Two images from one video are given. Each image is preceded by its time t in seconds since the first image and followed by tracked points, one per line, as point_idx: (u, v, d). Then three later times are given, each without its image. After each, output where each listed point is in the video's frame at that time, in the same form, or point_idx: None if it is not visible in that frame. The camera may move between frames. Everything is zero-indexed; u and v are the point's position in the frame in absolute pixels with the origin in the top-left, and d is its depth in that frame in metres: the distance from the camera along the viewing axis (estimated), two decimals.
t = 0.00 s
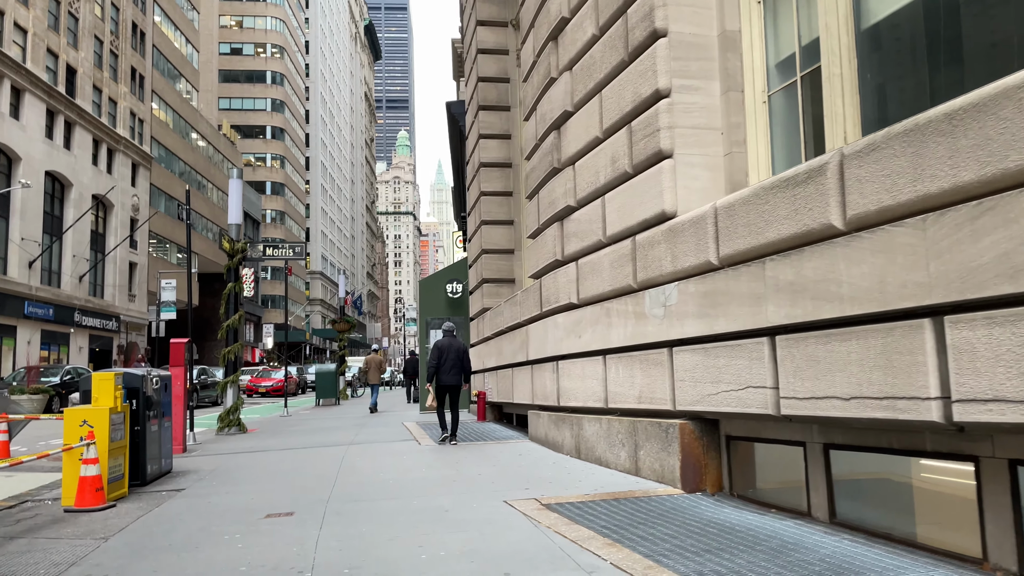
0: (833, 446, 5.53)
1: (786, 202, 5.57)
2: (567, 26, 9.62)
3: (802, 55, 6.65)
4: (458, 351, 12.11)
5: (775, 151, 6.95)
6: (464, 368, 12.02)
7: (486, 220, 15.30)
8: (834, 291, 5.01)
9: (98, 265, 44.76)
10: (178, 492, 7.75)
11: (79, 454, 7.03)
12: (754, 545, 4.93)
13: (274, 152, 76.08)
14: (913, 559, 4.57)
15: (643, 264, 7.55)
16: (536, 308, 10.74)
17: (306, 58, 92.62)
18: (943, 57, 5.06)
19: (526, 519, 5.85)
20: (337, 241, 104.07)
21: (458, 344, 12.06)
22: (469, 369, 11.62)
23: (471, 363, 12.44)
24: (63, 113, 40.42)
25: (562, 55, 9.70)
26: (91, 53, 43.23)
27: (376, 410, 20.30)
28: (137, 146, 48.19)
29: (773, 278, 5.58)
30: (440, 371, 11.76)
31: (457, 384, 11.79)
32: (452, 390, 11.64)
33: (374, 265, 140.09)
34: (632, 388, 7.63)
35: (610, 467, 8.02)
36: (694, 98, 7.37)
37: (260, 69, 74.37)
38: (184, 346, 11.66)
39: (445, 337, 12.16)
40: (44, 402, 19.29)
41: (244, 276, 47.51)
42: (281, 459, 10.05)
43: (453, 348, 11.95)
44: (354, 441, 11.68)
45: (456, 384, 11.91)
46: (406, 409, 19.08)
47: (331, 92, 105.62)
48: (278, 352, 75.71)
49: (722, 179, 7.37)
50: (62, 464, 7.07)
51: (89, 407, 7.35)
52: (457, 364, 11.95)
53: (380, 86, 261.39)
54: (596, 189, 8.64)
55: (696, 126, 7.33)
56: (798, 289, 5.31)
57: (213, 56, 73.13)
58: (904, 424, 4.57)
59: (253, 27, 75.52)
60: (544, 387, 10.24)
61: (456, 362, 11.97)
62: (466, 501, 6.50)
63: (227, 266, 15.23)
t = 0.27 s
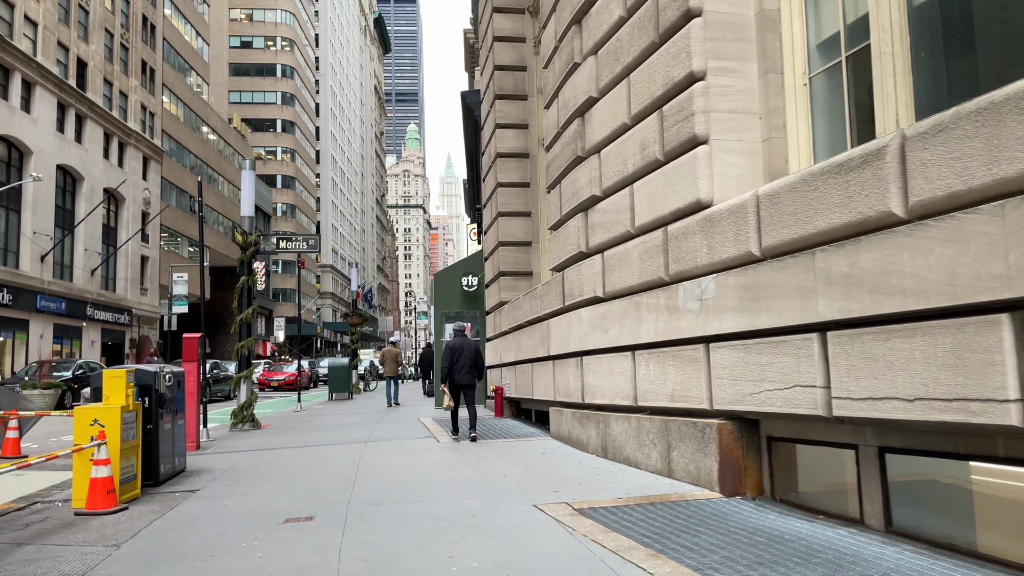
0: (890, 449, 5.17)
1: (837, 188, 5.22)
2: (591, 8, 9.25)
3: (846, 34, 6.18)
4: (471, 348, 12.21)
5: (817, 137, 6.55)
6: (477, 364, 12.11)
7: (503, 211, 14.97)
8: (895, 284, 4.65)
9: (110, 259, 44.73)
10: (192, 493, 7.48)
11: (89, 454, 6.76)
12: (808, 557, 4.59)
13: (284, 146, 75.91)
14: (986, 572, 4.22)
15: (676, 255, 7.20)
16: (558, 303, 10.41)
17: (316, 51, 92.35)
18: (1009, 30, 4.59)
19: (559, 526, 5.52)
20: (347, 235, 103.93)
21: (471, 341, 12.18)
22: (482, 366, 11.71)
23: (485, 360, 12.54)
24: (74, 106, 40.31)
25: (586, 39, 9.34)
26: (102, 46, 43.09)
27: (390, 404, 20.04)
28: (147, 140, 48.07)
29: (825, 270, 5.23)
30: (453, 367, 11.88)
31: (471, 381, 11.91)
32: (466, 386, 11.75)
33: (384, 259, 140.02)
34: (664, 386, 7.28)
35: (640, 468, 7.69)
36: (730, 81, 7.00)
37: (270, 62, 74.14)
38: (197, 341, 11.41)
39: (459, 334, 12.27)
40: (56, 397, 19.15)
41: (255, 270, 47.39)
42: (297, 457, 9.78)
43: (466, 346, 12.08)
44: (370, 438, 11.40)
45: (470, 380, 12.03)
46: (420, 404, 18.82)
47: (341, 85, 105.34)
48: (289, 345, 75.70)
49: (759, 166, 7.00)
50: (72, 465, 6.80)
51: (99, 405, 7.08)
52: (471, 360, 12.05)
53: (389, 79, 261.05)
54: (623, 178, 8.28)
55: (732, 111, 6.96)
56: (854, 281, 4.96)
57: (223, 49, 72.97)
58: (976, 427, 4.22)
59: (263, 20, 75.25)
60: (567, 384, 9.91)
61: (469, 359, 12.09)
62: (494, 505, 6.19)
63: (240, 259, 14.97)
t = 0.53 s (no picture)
0: (957, 447, 4.83)
1: (899, 167, 4.86)
2: None
3: (898, 6, 5.80)
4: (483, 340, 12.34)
5: (865, 116, 6.17)
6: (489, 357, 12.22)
7: (521, 201, 14.62)
8: (967, 268, 4.31)
9: (122, 253, 44.67)
10: (209, 490, 7.22)
11: (104, 450, 6.50)
12: (875, 562, 4.26)
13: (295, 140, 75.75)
14: None
15: (714, 242, 6.86)
16: (582, 294, 10.09)
17: (325, 45, 92.12)
18: None
19: (599, 527, 5.20)
20: (358, 229, 103.83)
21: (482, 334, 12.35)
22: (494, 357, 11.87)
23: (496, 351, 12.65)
24: (85, 100, 40.22)
25: (614, 20, 8.99)
26: (113, 40, 42.96)
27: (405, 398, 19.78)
28: (159, 133, 47.98)
29: (886, 255, 4.89)
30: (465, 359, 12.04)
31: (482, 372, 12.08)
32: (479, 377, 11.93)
33: (394, 253, 139.73)
34: (701, 379, 6.95)
35: (674, 465, 7.37)
36: (772, 59, 6.64)
37: (280, 56, 73.97)
38: (212, 333, 11.16)
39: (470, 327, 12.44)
40: (70, 390, 19.00)
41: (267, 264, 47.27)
42: (315, 452, 9.50)
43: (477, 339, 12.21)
44: (389, 432, 11.11)
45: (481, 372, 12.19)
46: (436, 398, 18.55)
47: (351, 79, 105.11)
48: (301, 339, 75.67)
49: (803, 148, 6.64)
50: (86, 461, 6.55)
51: (114, 399, 6.81)
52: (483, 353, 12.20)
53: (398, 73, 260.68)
54: (655, 162, 7.94)
55: (774, 90, 6.61)
56: (920, 267, 4.62)
57: (233, 43, 72.82)
58: None
59: (273, 13, 75.06)
60: (592, 377, 9.59)
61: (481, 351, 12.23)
62: (527, 505, 5.88)
63: (255, 251, 14.72)
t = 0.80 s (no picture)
0: None
1: (969, 155, 4.50)
2: None
3: None
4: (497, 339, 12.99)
5: (919, 102, 5.77)
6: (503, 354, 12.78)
7: (540, 195, 14.30)
8: None
9: (133, 250, 44.61)
10: (226, 495, 6.93)
11: (116, 455, 6.23)
12: None
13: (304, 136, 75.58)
14: None
15: (755, 236, 6.51)
16: (607, 291, 9.75)
17: (334, 41, 91.89)
18: None
19: (642, 540, 4.88)
20: (367, 225, 103.70)
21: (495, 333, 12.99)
22: (507, 354, 12.44)
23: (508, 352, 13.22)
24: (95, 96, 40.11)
25: (643, 6, 8.63)
26: (123, 36, 42.82)
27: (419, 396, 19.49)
28: (169, 130, 47.86)
29: (954, 249, 4.54)
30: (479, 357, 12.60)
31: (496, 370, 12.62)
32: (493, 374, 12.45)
33: (404, 249, 139.59)
34: (740, 381, 6.61)
35: (710, 470, 7.03)
36: (817, 43, 6.27)
37: (289, 52, 73.78)
38: (226, 331, 10.89)
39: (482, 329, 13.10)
40: (81, 388, 18.80)
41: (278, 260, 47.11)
42: (333, 454, 9.21)
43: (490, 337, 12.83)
44: (406, 433, 10.82)
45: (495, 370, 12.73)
46: (450, 396, 18.24)
47: (360, 75, 104.88)
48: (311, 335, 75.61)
49: (850, 137, 6.28)
50: (98, 466, 6.28)
51: (127, 401, 6.53)
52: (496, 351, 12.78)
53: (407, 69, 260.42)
54: (688, 153, 7.59)
55: (820, 75, 6.24)
56: (995, 262, 4.26)
57: (243, 39, 72.67)
58: None
59: (282, 9, 74.86)
60: (618, 377, 9.26)
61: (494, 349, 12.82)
62: (561, 514, 5.56)
63: (269, 246, 14.44)
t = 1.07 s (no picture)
0: None
1: None
2: None
3: None
4: (509, 335, 12.86)
5: (974, 79, 5.38)
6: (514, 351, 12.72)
7: (557, 188, 13.96)
8: None
9: (143, 247, 44.52)
10: (239, 497, 6.63)
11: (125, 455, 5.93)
12: None
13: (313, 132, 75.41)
14: None
15: (796, 224, 6.16)
16: (631, 284, 9.40)
17: (343, 38, 91.73)
18: None
19: (685, 548, 4.55)
20: (376, 222, 103.54)
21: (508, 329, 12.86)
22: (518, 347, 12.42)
23: (519, 346, 13.16)
24: (105, 92, 39.98)
25: None
26: (132, 32, 42.68)
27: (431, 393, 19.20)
28: (178, 126, 47.73)
29: None
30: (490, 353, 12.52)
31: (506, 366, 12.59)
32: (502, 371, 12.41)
33: (413, 245, 139.48)
34: (779, 378, 6.26)
35: (746, 471, 6.69)
36: (863, 20, 5.90)
37: (298, 49, 73.63)
38: (237, 327, 10.62)
39: (495, 322, 12.96)
40: (91, 385, 18.59)
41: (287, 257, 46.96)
42: (348, 453, 8.92)
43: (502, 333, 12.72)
44: (422, 431, 10.51)
45: (505, 365, 12.69)
46: (464, 393, 17.96)
47: (368, 72, 104.69)
48: (320, 333, 75.53)
49: (898, 118, 5.92)
50: (106, 467, 5.99)
51: (135, 399, 6.25)
52: (508, 348, 12.70)
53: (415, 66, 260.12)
54: (721, 138, 7.24)
55: (865, 53, 5.87)
56: None
57: (252, 36, 72.57)
58: None
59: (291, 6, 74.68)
60: (643, 373, 8.92)
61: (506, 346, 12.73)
62: (594, 519, 5.24)
63: (280, 240, 14.15)
